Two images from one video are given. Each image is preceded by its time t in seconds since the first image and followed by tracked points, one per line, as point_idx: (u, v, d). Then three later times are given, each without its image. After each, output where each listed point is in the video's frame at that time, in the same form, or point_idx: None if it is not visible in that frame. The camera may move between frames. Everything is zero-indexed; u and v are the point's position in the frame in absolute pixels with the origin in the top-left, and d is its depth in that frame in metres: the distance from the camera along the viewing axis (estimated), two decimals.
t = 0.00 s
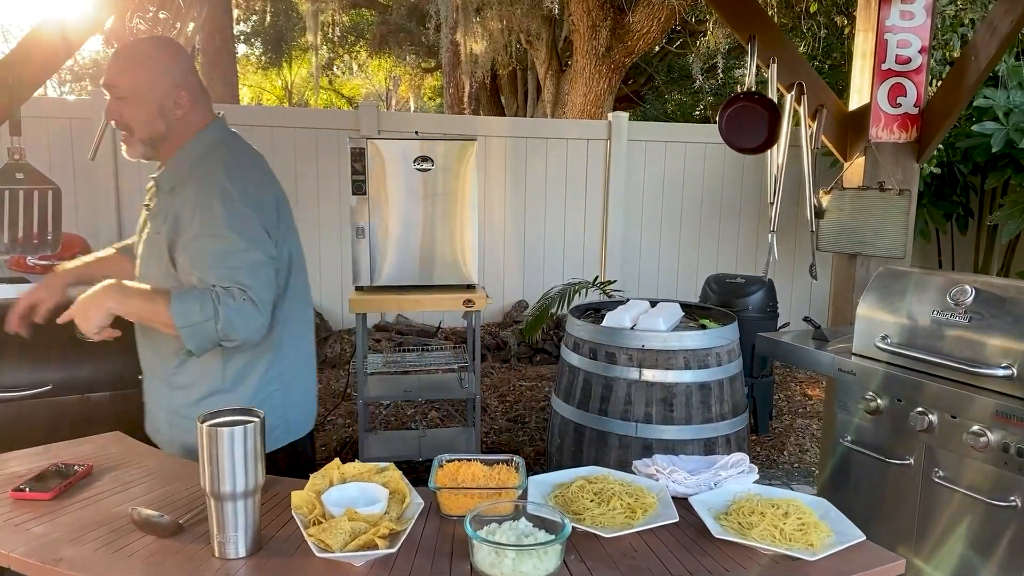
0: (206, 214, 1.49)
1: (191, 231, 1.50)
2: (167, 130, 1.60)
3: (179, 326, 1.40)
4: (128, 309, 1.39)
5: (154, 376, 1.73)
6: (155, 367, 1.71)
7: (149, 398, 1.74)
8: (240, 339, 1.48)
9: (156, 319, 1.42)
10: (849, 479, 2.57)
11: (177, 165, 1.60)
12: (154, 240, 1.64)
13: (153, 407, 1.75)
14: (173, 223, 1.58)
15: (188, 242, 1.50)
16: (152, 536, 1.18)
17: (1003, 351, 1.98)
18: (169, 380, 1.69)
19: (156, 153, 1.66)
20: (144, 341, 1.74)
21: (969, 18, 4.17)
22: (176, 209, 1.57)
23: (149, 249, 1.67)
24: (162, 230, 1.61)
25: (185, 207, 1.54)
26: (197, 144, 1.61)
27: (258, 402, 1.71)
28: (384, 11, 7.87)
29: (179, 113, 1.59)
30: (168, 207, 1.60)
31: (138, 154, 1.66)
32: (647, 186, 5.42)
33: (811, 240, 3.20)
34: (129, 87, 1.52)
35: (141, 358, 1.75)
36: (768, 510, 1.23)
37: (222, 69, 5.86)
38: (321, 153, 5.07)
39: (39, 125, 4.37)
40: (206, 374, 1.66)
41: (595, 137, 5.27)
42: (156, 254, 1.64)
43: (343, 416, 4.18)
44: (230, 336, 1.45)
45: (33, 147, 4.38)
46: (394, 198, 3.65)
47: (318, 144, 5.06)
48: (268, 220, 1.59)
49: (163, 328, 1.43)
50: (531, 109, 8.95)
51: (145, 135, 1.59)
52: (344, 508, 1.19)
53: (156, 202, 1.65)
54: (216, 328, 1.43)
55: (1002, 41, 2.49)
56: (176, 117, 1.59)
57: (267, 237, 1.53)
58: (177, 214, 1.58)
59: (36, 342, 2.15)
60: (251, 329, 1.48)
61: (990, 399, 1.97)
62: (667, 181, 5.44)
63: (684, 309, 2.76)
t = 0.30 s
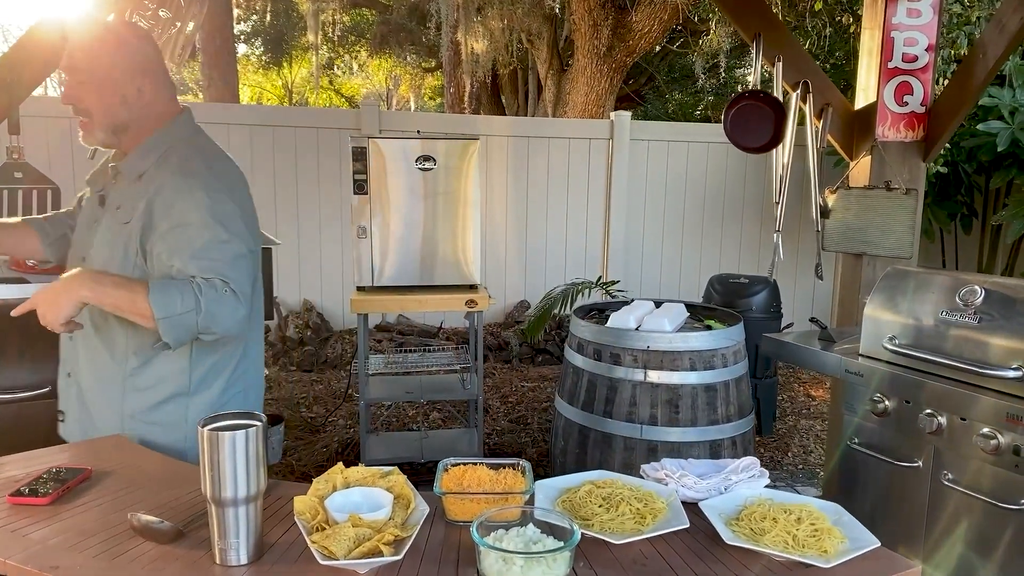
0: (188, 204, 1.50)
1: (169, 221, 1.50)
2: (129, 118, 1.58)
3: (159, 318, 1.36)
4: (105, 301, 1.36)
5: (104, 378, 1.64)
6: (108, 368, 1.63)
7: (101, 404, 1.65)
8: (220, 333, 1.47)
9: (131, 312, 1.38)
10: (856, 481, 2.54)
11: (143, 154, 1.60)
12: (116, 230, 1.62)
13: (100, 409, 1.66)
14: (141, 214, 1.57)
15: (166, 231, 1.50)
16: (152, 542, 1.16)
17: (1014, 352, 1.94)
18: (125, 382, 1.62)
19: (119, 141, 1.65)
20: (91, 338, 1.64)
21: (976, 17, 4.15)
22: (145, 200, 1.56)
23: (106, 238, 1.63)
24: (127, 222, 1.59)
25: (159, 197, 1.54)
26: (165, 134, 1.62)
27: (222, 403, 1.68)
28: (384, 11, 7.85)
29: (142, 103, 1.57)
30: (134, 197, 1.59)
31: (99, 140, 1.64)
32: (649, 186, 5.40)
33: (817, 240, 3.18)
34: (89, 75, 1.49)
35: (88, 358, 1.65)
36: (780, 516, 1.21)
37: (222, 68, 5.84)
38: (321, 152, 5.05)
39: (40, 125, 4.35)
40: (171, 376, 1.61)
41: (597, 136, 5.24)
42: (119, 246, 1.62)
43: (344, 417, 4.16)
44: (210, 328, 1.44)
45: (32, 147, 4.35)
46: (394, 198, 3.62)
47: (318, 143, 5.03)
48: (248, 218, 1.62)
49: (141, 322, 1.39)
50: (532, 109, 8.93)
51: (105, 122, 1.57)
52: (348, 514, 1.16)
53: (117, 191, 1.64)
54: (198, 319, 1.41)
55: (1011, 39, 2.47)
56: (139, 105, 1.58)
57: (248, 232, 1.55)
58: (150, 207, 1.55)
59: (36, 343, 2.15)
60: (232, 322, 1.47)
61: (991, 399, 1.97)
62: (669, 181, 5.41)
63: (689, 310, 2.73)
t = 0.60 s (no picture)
0: (181, 204, 1.51)
1: (164, 222, 1.51)
2: (79, 122, 1.48)
3: (182, 316, 1.34)
4: (127, 304, 1.31)
5: (82, 389, 1.55)
6: (85, 379, 1.55)
7: (75, 415, 1.58)
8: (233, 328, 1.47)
9: (150, 315, 1.33)
10: (866, 484, 2.52)
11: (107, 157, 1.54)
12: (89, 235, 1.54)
13: (73, 422, 1.58)
14: (123, 216, 1.53)
15: (164, 233, 1.50)
16: (161, 549, 1.14)
17: None
18: (108, 390, 1.56)
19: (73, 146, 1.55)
20: (61, 350, 1.54)
21: (987, 17, 4.14)
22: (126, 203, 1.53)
23: (74, 244, 1.54)
24: (105, 225, 1.52)
25: (144, 197, 1.53)
26: (129, 137, 1.57)
27: (202, 404, 1.68)
28: (386, 11, 7.84)
29: (100, 111, 1.50)
30: (107, 200, 1.53)
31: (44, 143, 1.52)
32: (652, 187, 5.38)
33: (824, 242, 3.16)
34: (34, 75, 1.39)
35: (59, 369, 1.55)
36: (800, 524, 1.19)
37: (224, 68, 5.82)
38: (324, 152, 5.03)
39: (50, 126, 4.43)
40: (157, 379, 1.58)
41: (600, 137, 5.23)
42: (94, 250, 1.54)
43: (347, 418, 4.14)
44: (227, 323, 1.43)
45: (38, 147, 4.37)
46: (396, 199, 3.59)
47: (322, 144, 5.01)
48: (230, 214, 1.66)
49: (162, 324, 1.35)
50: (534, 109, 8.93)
51: (57, 127, 1.47)
52: (360, 521, 1.14)
53: (77, 195, 1.56)
54: (217, 316, 1.41)
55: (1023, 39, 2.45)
56: (93, 108, 1.48)
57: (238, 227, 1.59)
58: (135, 207, 1.53)
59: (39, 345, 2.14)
60: (244, 316, 1.49)
61: (993, 399, 1.97)
62: (673, 182, 5.39)
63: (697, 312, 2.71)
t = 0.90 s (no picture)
0: (143, 198, 1.54)
1: (128, 217, 1.52)
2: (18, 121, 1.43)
3: (168, 305, 1.40)
4: (122, 298, 1.33)
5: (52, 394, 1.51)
6: (47, 381, 1.51)
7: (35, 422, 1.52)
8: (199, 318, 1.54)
9: (137, 307, 1.37)
10: (886, 487, 2.50)
11: (50, 157, 1.49)
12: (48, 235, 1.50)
13: (31, 431, 1.52)
14: (81, 211, 1.51)
15: (130, 228, 1.51)
16: (192, 555, 1.13)
17: None
18: (72, 390, 1.53)
19: (9, 150, 1.50)
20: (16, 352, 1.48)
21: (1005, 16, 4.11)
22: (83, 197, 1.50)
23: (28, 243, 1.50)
24: (62, 220, 1.50)
25: (102, 194, 1.52)
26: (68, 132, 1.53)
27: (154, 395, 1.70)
28: (390, 10, 7.81)
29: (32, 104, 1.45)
30: (58, 197, 1.50)
31: None
32: (661, 187, 5.36)
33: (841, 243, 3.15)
34: None
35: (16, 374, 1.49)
36: (840, 530, 1.17)
37: (229, 68, 5.81)
38: (332, 152, 5.01)
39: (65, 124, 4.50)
40: (121, 372, 1.59)
41: (609, 137, 5.21)
42: (54, 248, 1.51)
43: (357, 419, 4.13)
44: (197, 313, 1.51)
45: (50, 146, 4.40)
46: (406, 199, 3.57)
47: (329, 143, 5.00)
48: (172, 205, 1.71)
49: (144, 316, 1.39)
50: (538, 109, 8.90)
51: None
52: (395, 527, 1.13)
53: (17, 194, 1.49)
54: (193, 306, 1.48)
55: None
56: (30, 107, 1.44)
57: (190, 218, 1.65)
58: (91, 203, 1.52)
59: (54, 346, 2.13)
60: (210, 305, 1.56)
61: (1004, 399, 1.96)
62: (681, 182, 5.38)
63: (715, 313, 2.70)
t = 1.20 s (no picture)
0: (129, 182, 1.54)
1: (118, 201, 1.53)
2: None
3: (160, 286, 1.41)
4: (117, 280, 1.33)
5: (47, 384, 1.49)
6: (44, 370, 1.48)
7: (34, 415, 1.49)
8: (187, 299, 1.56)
9: (130, 290, 1.37)
10: (917, 491, 2.48)
11: (29, 144, 1.48)
12: (38, 221, 1.48)
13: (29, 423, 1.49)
14: (70, 195, 1.50)
15: (120, 213, 1.52)
16: (248, 565, 1.12)
17: None
18: (71, 380, 1.51)
19: None
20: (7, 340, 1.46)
21: None
22: (70, 179, 1.49)
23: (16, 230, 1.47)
24: (53, 205, 1.48)
25: (90, 179, 1.52)
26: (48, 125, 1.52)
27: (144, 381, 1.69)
28: (397, 11, 7.78)
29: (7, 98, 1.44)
30: (46, 184, 1.48)
31: None
32: (676, 189, 5.35)
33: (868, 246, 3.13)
34: None
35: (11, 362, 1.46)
36: (903, 542, 1.15)
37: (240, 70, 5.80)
38: (346, 152, 5.01)
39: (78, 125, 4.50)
40: (117, 358, 1.58)
41: (624, 138, 5.19)
42: (48, 235, 1.49)
43: (375, 421, 4.13)
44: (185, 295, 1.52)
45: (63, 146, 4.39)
46: (423, 200, 3.56)
47: (344, 145, 4.99)
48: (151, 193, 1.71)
49: (137, 298, 1.40)
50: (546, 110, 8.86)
51: None
52: (452, 538, 1.11)
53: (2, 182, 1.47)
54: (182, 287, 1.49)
55: None
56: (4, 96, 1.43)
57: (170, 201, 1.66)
58: (79, 189, 1.51)
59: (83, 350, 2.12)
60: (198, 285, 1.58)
61: None
62: (697, 183, 5.36)
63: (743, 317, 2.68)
